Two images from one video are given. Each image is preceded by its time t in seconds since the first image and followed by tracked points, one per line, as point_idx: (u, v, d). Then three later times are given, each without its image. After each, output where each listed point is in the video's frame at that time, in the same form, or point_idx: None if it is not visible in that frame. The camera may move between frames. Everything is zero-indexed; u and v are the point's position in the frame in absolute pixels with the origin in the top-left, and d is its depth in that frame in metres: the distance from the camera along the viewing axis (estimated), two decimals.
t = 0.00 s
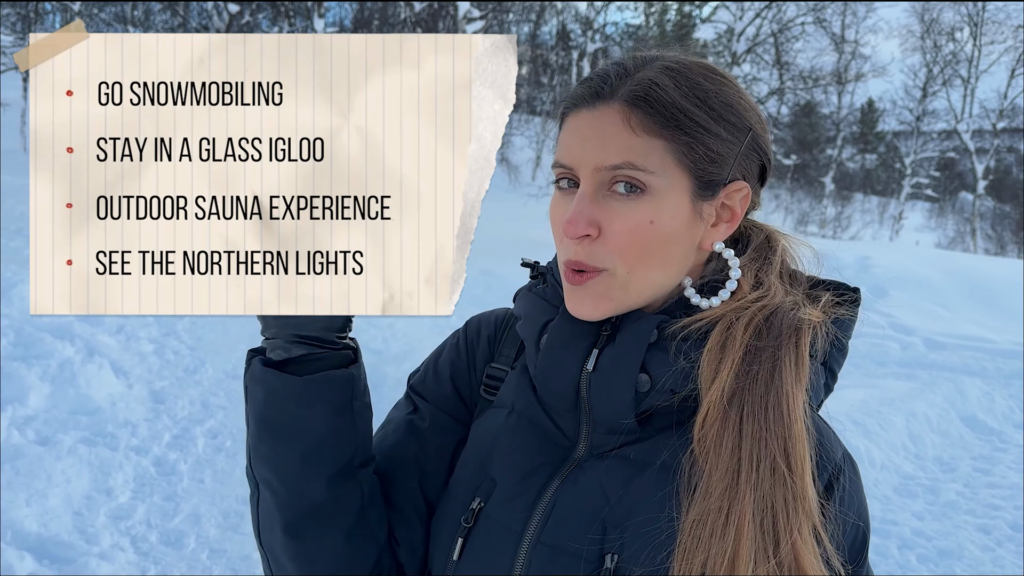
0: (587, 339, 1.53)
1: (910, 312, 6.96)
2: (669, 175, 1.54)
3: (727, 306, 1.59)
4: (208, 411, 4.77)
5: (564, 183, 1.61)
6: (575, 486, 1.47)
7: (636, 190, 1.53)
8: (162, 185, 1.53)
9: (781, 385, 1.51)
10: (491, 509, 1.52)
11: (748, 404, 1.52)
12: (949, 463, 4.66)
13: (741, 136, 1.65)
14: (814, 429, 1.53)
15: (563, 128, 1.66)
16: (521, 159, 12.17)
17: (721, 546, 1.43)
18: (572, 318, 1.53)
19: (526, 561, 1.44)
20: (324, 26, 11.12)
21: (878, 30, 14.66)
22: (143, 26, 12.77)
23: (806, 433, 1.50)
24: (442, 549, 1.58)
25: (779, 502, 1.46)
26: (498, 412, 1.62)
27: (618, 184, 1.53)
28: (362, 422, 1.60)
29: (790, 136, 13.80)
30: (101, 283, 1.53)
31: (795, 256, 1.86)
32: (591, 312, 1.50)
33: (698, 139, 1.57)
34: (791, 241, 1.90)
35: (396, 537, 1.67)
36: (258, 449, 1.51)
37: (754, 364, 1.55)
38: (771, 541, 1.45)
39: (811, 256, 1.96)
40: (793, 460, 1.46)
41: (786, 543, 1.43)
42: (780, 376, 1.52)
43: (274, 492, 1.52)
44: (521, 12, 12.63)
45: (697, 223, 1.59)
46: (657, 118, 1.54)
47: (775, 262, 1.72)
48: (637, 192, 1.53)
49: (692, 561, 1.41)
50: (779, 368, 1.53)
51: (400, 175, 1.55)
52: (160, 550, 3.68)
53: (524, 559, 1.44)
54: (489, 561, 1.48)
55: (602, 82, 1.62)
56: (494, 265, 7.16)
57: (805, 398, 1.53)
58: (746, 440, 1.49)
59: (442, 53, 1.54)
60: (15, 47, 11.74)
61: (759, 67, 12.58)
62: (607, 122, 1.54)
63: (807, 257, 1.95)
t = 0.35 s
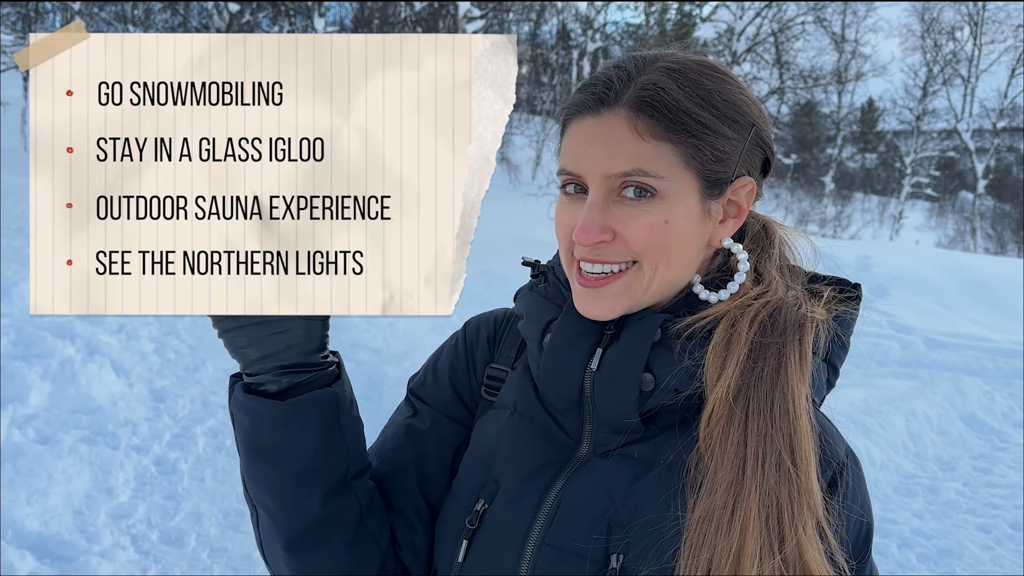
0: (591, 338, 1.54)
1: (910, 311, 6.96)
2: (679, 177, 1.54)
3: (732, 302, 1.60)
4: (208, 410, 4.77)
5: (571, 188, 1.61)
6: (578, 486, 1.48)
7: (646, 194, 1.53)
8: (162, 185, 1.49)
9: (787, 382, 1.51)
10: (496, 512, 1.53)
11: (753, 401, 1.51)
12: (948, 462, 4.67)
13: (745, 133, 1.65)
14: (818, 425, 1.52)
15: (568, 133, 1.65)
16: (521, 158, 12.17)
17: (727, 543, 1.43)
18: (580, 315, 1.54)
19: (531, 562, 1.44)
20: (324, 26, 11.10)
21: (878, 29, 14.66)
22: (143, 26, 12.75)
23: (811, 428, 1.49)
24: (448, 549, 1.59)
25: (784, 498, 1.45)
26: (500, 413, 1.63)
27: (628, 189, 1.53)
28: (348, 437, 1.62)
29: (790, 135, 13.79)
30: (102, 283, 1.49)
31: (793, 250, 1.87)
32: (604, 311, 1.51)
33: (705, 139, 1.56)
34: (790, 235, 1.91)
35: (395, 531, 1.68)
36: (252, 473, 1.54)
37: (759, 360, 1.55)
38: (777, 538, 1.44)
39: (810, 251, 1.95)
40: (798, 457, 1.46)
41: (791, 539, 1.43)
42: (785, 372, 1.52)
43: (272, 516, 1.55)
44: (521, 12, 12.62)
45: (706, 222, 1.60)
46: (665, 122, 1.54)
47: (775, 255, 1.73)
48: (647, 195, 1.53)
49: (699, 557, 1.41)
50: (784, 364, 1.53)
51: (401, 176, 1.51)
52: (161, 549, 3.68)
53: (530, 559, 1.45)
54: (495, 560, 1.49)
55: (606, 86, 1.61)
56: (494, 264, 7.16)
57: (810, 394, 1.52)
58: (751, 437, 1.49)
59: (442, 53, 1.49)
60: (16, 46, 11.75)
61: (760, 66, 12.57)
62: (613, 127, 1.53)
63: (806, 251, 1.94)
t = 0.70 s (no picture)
0: (590, 338, 1.53)
1: (910, 310, 6.96)
2: (675, 175, 1.54)
3: (731, 300, 1.59)
4: (208, 409, 4.76)
5: (569, 190, 1.62)
6: (579, 485, 1.48)
7: (644, 194, 1.53)
8: (161, 185, 1.54)
9: (786, 378, 1.50)
10: (497, 510, 1.54)
11: (752, 397, 1.50)
12: (948, 462, 4.67)
13: (742, 129, 1.65)
14: (818, 423, 1.51)
15: (563, 134, 1.65)
16: (521, 157, 12.15)
17: (726, 540, 1.43)
18: (581, 318, 1.54)
19: (530, 561, 1.46)
20: (323, 26, 11.09)
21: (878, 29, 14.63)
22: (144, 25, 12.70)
23: (810, 425, 1.49)
24: (450, 547, 1.60)
25: (783, 495, 1.45)
26: (501, 412, 1.62)
27: (625, 189, 1.53)
28: (388, 429, 1.62)
29: (790, 135, 13.77)
30: (101, 283, 1.55)
31: (791, 246, 1.86)
32: (604, 314, 1.51)
33: (701, 137, 1.56)
34: (790, 232, 1.91)
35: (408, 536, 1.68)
36: (288, 455, 1.54)
37: (758, 357, 1.54)
38: (776, 535, 1.44)
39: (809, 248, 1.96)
40: (797, 453, 1.45)
41: (790, 536, 1.43)
42: (785, 369, 1.51)
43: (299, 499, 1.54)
44: (521, 11, 12.62)
45: (704, 220, 1.59)
46: (660, 120, 1.53)
47: (773, 252, 1.72)
48: (644, 195, 1.53)
49: (697, 554, 1.41)
50: (783, 361, 1.52)
51: (400, 175, 1.55)
52: (161, 548, 3.68)
53: (530, 558, 1.46)
54: (495, 560, 1.50)
55: (600, 87, 1.61)
56: (495, 263, 7.16)
57: (808, 392, 1.52)
58: (751, 434, 1.48)
59: (442, 52, 1.53)
60: (16, 46, 11.77)
61: (760, 65, 12.55)
62: (609, 128, 1.53)
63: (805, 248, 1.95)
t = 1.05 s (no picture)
0: (588, 335, 1.53)
1: (911, 310, 6.95)
2: (674, 171, 1.53)
3: (730, 297, 1.58)
4: (208, 408, 4.76)
5: (568, 187, 1.61)
6: (577, 482, 1.47)
7: (643, 189, 1.53)
8: (161, 185, 1.51)
9: (784, 376, 1.50)
10: (495, 508, 1.53)
11: (751, 394, 1.50)
12: (949, 461, 4.66)
13: (739, 125, 1.64)
14: (816, 421, 1.51)
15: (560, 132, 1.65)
16: (521, 156, 12.13)
17: (723, 537, 1.43)
18: (578, 313, 1.54)
19: (529, 558, 1.45)
20: (322, 25, 11.05)
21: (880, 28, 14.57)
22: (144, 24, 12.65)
23: (808, 422, 1.49)
24: (445, 546, 1.59)
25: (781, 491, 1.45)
26: (499, 410, 1.62)
27: (623, 185, 1.53)
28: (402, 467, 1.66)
29: (790, 134, 13.74)
30: (101, 283, 1.51)
31: (790, 244, 1.86)
32: (606, 309, 1.50)
33: (698, 133, 1.56)
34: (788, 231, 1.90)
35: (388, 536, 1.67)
36: (302, 489, 1.57)
37: (757, 355, 1.54)
38: (773, 532, 1.44)
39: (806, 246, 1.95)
40: (795, 450, 1.45)
41: (788, 533, 1.43)
42: (783, 366, 1.51)
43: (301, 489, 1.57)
44: (521, 10, 12.61)
45: (704, 215, 1.59)
46: (657, 117, 1.53)
47: (772, 248, 1.72)
48: (643, 191, 1.52)
49: (695, 550, 1.41)
50: (782, 358, 1.52)
51: (401, 175, 1.51)
52: (160, 547, 3.68)
53: (528, 555, 1.45)
54: (493, 557, 1.49)
55: (597, 84, 1.61)
56: (494, 263, 7.14)
57: (806, 389, 1.52)
58: (748, 431, 1.48)
59: (441, 52, 1.49)
60: (16, 45, 11.75)
61: (760, 64, 12.50)
62: (606, 124, 1.53)
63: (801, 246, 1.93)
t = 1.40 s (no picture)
0: (602, 329, 1.51)
1: (910, 310, 6.94)
2: (703, 146, 1.55)
3: (738, 287, 1.62)
4: (208, 407, 4.75)
5: (588, 151, 1.60)
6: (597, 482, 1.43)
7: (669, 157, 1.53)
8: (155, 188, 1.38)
9: (800, 366, 1.58)
10: (508, 516, 1.44)
11: (769, 384, 1.55)
12: (949, 461, 4.66)
13: (759, 123, 1.70)
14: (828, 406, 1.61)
15: (588, 95, 1.65)
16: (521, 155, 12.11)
17: (756, 526, 1.46)
18: (586, 304, 1.52)
19: (558, 563, 1.39)
20: (322, 25, 11.05)
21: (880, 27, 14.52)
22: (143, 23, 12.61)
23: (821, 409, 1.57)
24: (452, 560, 1.48)
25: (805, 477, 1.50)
26: (497, 414, 1.53)
27: (652, 149, 1.53)
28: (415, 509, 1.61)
29: (790, 133, 13.71)
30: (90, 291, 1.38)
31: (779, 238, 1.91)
32: (617, 292, 1.48)
33: (728, 115, 1.60)
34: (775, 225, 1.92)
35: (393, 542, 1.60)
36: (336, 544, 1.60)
37: (771, 345, 1.59)
38: (801, 519, 1.48)
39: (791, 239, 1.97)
40: (814, 437, 1.52)
41: (816, 519, 1.48)
42: (798, 357, 1.58)
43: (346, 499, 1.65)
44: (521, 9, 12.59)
45: (719, 198, 1.60)
46: (694, 90, 1.57)
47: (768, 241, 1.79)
48: (671, 158, 1.53)
49: (730, 540, 1.43)
50: (796, 349, 1.59)
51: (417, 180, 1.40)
52: (160, 547, 3.68)
53: (556, 561, 1.39)
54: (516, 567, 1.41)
55: (634, 51, 1.63)
56: (493, 262, 7.14)
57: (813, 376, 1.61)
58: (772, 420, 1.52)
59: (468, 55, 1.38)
60: (17, 44, 11.74)
61: (760, 64, 12.46)
62: (645, 88, 1.56)
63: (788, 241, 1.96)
